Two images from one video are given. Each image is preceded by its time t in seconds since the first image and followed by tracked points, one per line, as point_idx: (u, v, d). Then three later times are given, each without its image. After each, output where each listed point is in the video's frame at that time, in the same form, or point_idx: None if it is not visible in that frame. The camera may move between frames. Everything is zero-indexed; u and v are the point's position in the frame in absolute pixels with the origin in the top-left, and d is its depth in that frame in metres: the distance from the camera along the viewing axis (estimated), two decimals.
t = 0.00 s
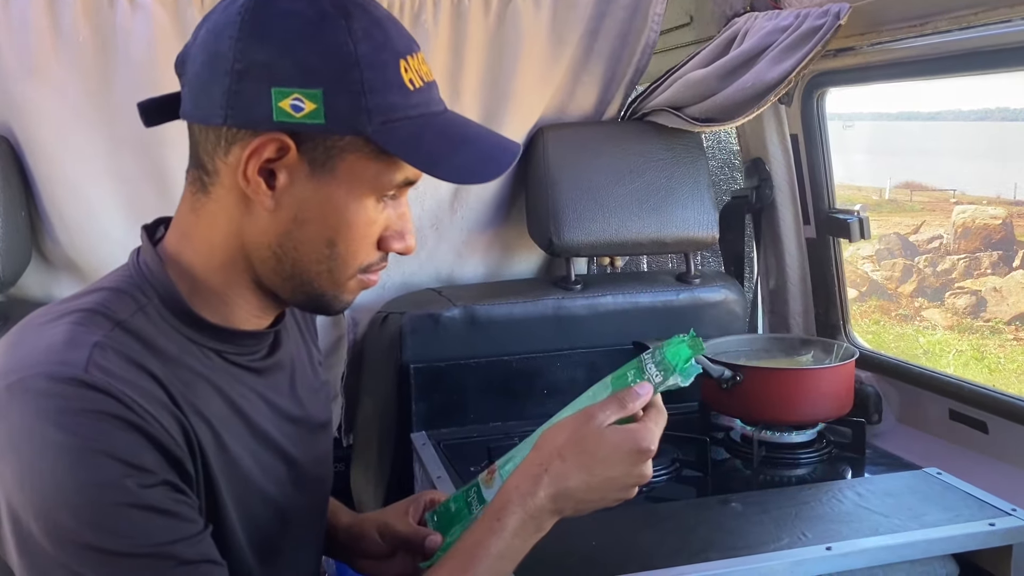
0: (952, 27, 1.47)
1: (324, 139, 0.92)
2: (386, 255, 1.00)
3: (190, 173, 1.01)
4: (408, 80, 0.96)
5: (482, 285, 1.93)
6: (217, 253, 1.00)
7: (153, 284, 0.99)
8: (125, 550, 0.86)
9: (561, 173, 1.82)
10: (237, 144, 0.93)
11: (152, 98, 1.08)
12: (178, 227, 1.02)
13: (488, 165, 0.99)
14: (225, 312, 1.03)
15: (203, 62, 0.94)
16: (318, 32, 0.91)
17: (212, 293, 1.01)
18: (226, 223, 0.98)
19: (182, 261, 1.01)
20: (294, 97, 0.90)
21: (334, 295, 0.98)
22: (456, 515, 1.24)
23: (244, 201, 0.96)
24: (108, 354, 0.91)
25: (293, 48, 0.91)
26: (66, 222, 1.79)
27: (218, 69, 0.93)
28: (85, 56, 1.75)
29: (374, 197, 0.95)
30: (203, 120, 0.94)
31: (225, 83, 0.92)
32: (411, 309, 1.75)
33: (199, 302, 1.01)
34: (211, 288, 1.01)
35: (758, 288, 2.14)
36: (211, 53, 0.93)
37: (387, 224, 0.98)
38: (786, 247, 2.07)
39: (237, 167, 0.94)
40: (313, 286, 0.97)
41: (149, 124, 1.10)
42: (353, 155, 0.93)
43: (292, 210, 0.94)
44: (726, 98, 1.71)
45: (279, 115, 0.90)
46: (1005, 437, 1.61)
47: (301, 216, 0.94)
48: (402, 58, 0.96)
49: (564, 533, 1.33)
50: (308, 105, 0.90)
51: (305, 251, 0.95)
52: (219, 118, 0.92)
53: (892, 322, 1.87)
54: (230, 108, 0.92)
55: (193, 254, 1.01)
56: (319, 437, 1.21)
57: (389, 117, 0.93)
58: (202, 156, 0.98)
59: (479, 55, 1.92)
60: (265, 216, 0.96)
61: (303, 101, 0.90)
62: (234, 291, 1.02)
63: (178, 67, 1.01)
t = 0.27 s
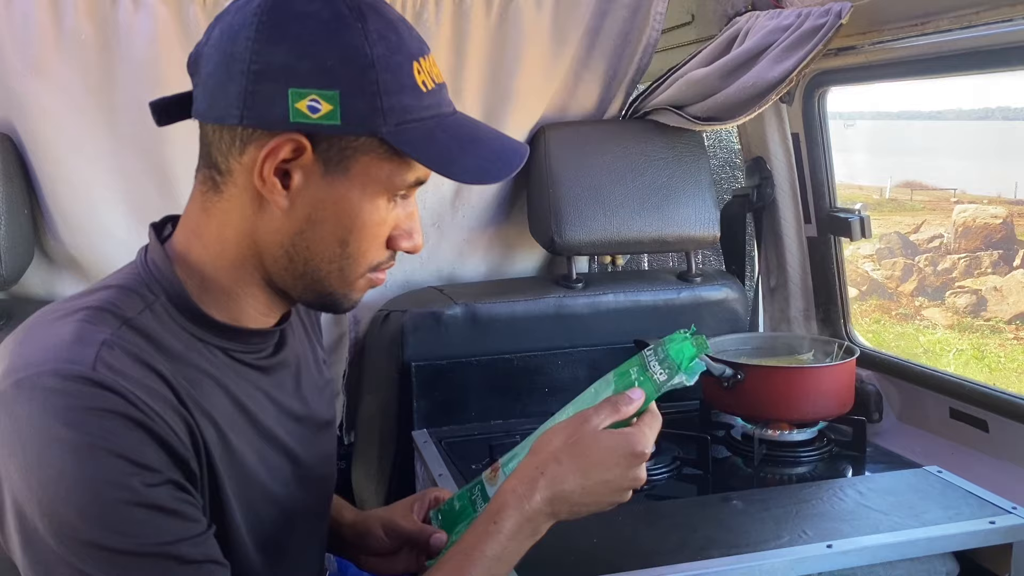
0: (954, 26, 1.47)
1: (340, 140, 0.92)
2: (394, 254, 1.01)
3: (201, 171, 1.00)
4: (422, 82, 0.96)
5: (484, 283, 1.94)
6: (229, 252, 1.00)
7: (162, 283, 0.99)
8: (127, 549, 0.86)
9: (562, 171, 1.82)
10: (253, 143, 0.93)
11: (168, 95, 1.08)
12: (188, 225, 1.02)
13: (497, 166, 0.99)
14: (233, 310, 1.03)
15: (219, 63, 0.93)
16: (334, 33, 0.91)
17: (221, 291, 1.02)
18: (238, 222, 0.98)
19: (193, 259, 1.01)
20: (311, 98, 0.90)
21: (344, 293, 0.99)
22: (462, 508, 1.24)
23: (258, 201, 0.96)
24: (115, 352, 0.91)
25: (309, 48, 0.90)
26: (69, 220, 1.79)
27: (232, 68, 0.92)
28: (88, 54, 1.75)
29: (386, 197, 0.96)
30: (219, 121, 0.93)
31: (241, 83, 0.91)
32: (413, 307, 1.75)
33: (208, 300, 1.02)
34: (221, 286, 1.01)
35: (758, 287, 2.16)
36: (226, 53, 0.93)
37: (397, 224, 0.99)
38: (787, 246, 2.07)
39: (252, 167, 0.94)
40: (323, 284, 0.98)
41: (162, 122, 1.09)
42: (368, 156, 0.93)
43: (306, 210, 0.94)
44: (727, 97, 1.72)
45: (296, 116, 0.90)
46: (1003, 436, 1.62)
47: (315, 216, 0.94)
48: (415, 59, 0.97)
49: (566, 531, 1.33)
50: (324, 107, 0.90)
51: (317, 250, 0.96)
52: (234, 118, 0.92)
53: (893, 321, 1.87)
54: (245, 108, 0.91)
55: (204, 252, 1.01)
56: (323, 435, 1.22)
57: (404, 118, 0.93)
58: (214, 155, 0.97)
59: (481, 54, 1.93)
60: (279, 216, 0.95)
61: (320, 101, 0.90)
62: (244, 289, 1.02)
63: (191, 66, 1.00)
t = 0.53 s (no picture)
0: (953, 29, 1.48)
1: (366, 153, 0.93)
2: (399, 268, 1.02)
3: (217, 168, 0.99)
4: (447, 105, 0.98)
5: (485, 283, 1.94)
6: (242, 253, 1.00)
7: (171, 282, 0.99)
8: (120, 554, 0.87)
9: (564, 172, 1.83)
10: (280, 148, 0.93)
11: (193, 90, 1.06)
12: (202, 222, 1.02)
13: (508, 196, 1.00)
14: (239, 310, 1.04)
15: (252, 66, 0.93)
16: (374, 50, 0.92)
17: (230, 290, 1.02)
18: (254, 225, 0.98)
19: (205, 257, 1.01)
20: (344, 110, 0.91)
21: (349, 303, 1.00)
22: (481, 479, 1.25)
23: (277, 204, 0.96)
24: (119, 353, 0.92)
25: (343, 59, 0.91)
26: (72, 220, 1.80)
27: (261, 73, 0.92)
28: (92, 55, 1.76)
29: (399, 211, 0.97)
30: (247, 125, 0.93)
31: (266, 89, 0.92)
32: (414, 308, 1.76)
33: (215, 298, 1.02)
34: (229, 287, 1.02)
35: (759, 287, 2.16)
36: (263, 57, 0.92)
37: (406, 237, 1.00)
38: (788, 246, 2.08)
39: (277, 171, 0.94)
40: (330, 291, 0.99)
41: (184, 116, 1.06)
42: (390, 170, 0.94)
43: (324, 218, 0.95)
44: (727, 98, 1.73)
45: (328, 126, 0.91)
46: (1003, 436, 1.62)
47: (332, 224, 0.95)
48: (443, 83, 0.98)
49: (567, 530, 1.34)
50: (356, 120, 0.91)
51: (329, 257, 0.97)
52: (264, 123, 0.92)
53: (893, 322, 1.88)
54: (278, 112, 0.91)
55: (217, 251, 1.01)
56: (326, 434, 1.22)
57: (429, 138, 0.95)
58: (235, 154, 0.96)
59: (483, 56, 1.94)
60: (295, 221, 0.96)
61: (352, 114, 0.91)
62: (252, 290, 1.03)
63: (222, 63, 1.00)
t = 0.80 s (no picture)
0: (952, 31, 1.49)
1: (376, 169, 0.94)
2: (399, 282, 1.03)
3: (227, 171, 1.00)
4: (458, 126, 1.00)
5: (486, 285, 1.95)
6: (246, 258, 1.01)
7: (172, 284, 1.00)
8: (110, 560, 0.86)
9: (564, 175, 1.83)
10: (293, 157, 0.94)
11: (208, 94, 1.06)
12: (209, 224, 1.02)
13: (513, 215, 1.00)
14: (239, 312, 1.05)
15: (270, 76, 0.94)
16: (393, 69, 0.93)
17: (232, 292, 1.03)
18: (260, 231, 0.99)
19: (210, 259, 1.02)
20: (360, 125, 0.92)
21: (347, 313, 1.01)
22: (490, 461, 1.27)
23: (285, 212, 0.97)
24: (115, 356, 0.92)
25: (360, 74, 0.92)
26: (75, 224, 1.80)
27: (275, 83, 0.94)
28: (95, 59, 1.77)
29: (404, 226, 0.98)
30: (263, 133, 0.94)
31: (278, 97, 0.93)
32: (417, 310, 1.77)
33: (216, 299, 1.03)
34: (230, 290, 1.03)
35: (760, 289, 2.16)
36: (282, 68, 0.93)
37: (407, 250, 1.00)
38: (788, 249, 2.08)
39: (287, 179, 0.95)
40: (329, 300, 1.00)
41: (199, 119, 1.06)
42: (399, 186, 0.95)
43: (329, 228, 0.96)
44: (727, 101, 1.73)
45: (343, 140, 0.92)
46: (1003, 438, 1.63)
47: (337, 234, 0.96)
48: (455, 105, 1.00)
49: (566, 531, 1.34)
50: (371, 135, 0.92)
51: (331, 267, 0.97)
52: (281, 131, 0.93)
53: (894, 323, 1.88)
54: (294, 122, 0.92)
55: (222, 254, 1.01)
56: (325, 437, 1.23)
57: (439, 157, 0.96)
58: (248, 159, 0.97)
59: (483, 59, 1.95)
60: (302, 230, 0.97)
61: (368, 130, 0.92)
62: (255, 294, 1.04)
63: (239, 71, 1.01)
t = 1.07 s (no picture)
0: (948, 38, 1.50)
1: (374, 178, 0.94)
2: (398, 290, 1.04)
3: (229, 180, 1.01)
4: (457, 138, 1.01)
5: (486, 290, 1.96)
6: (247, 265, 1.02)
7: (174, 290, 1.02)
8: (112, 562, 0.87)
9: (564, 181, 1.84)
10: (293, 165, 0.95)
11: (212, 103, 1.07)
12: (211, 231, 1.03)
13: (510, 225, 1.01)
14: (240, 318, 1.05)
15: (273, 87, 0.95)
16: (392, 82, 0.94)
17: (233, 299, 1.04)
18: (261, 238, 1.00)
19: (212, 265, 1.03)
20: (359, 136, 0.93)
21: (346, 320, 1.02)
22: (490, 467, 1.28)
23: (285, 220, 0.98)
24: (118, 361, 0.93)
25: (360, 85, 0.94)
26: (78, 230, 1.81)
27: (277, 93, 0.95)
28: (98, 66, 1.78)
29: (403, 235, 0.99)
30: (265, 143, 0.95)
31: (279, 106, 0.94)
32: (418, 315, 1.78)
33: (217, 305, 1.04)
34: (231, 296, 1.04)
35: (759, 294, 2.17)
36: (284, 79, 0.95)
37: (405, 259, 1.01)
38: (787, 254, 2.09)
39: (288, 187, 0.96)
40: (328, 308, 1.01)
41: (203, 127, 1.08)
42: (398, 196, 0.96)
43: (328, 236, 0.96)
44: (726, 107, 1.74)
45: (342, 150, 0.93)
46: (1001, 442, 1.64)
47: (336, 242, 0.96)
48: (455, 117, 1.01)
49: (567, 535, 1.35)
50: (370, 146, 0.93)
51: (330, 275, 0.98)
52: (282, 141, 0.94)
53: (896, 325, 1.89)
54: (295, 132, 0.93)
55: (223, 261, 1.02)
56: (325, 442, 1.24)
57: (437, 167, 0.97)
58: (249, 168, 0.98)
59: (484, 65, 1.96)
60: (301, 238, 0.98)
61: (367, 140, 0.93)
62: (255, 301, 1.04)
63: (244, 81, 1.02)
